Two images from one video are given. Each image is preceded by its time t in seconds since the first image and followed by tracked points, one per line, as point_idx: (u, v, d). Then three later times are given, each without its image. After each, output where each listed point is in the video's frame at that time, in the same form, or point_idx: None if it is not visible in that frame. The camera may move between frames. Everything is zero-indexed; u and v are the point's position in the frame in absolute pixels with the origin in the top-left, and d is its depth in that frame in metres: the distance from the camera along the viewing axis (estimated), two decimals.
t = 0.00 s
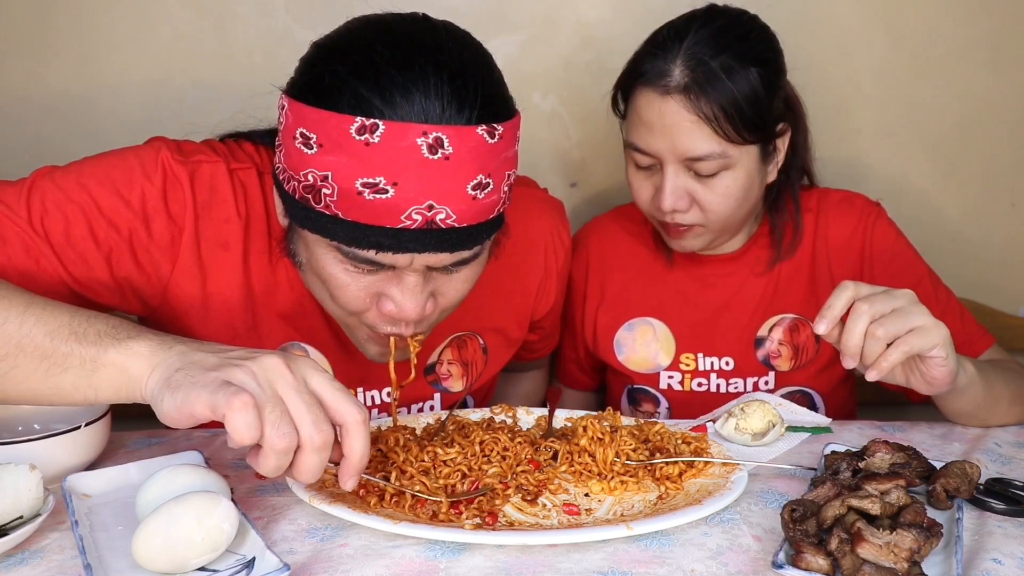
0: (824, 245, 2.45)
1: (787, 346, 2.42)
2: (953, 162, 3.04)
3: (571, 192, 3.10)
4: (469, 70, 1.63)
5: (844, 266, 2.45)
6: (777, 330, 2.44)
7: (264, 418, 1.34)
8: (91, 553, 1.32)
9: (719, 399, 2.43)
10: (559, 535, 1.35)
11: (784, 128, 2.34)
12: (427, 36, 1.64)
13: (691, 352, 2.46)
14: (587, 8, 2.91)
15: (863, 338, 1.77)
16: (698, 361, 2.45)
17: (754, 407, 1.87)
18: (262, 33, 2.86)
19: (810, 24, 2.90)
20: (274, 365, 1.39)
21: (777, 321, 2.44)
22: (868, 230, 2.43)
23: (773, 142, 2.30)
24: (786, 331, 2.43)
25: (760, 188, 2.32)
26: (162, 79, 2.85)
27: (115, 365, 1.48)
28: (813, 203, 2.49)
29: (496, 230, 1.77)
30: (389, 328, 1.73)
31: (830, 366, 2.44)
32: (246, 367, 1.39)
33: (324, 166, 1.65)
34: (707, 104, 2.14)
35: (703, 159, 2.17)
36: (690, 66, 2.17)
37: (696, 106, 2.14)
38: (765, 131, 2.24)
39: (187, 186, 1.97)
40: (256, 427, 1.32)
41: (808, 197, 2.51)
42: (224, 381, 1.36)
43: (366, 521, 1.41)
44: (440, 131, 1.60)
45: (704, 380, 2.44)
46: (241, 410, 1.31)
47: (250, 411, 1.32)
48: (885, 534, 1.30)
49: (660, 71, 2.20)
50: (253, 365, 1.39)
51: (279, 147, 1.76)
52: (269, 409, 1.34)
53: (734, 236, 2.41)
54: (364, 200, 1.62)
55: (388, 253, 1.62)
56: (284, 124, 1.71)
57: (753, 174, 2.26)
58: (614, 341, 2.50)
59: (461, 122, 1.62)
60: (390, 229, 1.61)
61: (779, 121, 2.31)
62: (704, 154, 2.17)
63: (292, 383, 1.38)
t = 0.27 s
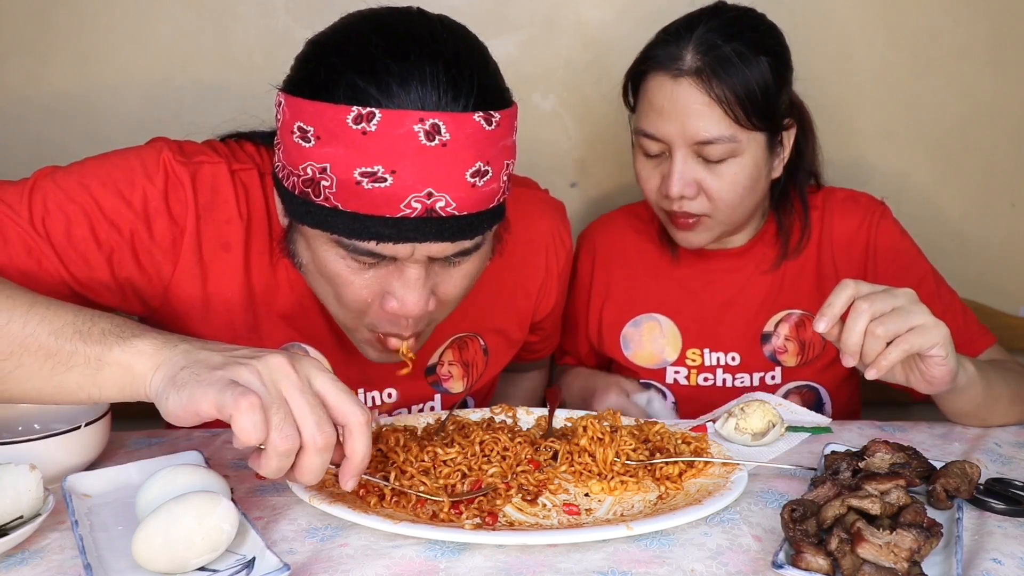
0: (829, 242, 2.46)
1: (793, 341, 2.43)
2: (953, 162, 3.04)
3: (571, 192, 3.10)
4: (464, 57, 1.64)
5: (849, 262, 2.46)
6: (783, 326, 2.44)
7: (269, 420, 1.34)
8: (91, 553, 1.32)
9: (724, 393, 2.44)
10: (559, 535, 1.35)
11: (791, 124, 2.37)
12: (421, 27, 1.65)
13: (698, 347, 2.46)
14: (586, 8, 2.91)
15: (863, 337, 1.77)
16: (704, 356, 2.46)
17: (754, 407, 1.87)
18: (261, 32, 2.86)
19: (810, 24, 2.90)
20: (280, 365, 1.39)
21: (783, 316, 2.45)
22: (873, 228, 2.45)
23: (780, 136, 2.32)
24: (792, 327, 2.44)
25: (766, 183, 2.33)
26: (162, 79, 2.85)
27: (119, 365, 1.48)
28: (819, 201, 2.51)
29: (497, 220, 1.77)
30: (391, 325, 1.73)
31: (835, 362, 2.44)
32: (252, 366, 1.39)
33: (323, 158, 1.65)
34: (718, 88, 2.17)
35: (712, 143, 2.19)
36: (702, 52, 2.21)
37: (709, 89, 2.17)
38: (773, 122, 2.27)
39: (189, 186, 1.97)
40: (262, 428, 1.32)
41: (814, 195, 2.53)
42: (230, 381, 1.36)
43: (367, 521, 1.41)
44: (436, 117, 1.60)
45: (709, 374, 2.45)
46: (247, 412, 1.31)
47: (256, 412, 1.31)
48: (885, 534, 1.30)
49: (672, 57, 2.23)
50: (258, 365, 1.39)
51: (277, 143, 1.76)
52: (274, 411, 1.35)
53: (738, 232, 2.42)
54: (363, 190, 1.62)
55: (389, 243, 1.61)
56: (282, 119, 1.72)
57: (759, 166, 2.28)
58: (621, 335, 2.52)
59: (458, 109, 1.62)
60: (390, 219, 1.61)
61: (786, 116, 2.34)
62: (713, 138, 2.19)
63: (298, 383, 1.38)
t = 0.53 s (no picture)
0: (833, 241, 2.47)
1: (799, 338, 2.41)
2: (953, 161, 3.04)
3: (571, 192, 3.10)
4: (463, 60, 1.64)
5: (852, 262, 2.46)
6: (790, 322, 2.43)
7: (269, 425, 1.34)
8: (91, 553, 1.32)
9: (730, 389, 2.43)
10: (559, 535, 1.36)
11: (795, 118, 2.38)
12: (420, 28, 1.65)
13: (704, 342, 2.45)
14: (586, 8, 2.91)
15: (861, 336, 1.77)
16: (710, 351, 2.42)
17: (754, 407, 1.87)
18: (261, 32, 2.86)
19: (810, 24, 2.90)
20: (280, 369, 1.39)
21: (789, 313, 2.44)
22: (876, 228, 2.45)
23: (785, 129, 2.33)
24: (798, 324, 2.43)
25: (772, 177, 2.33)
26: (162, 79, 2.85)
27: (120, 365, 1.48)
28: (824, 201, 2.51)
29: (496, 222, 1.77)
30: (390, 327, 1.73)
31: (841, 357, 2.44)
32: (252, 368, 1.38)
33: (321, 159, 1.64)
34: (724, 80, 2.18)
35: (719, 134, 2.20)
36: (707, 47, 2.22)
37: (714, 82, 2.18)
38: (778, 114, 2.28)
39: (190, 186, 1.97)
40: (261, 434, 1.32)
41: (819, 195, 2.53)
42: (231, 384, 1.36)
43: (367, 521, 1.41)
44: (434, 121, 1.60)
45: (716, 371, 2.43)
46: (247, 417, 1.30)
47: (256, 417, 1.31)
48: (885, 534, 1.30)
49: (677, 52, 2.25)
50: (258, 368, 1.39)
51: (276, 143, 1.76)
52: (273, 416, 1.35)
53: (746, 226, 2.41)
54: (361, 192, 1.62)
55: (386, 245, 1.61)
56: (280, 119, 1.72)
57: (766, 159, 2.28)
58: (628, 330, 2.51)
59: (456, 112, 1.62)
60: (388, 220, 1.61)
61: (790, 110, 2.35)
62: (720, 129, 2.20)
63: (297, 386, 1.39)
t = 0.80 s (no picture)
0: (836, 241, 2.47)
1: (804, 337, 2.43)
2: (953, 162, 3.04)
3: (571, 192, 3.10)
4: (467, 61, 1.64)
5: (854, 261, 2.47)
6: (795, 322, 2.44)
7: (258, 434, 1.33)
8: (91, 553, 1.32)
9: (737, 388, 2.45)
10: (559, 535, 1.36)
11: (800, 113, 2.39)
12: (427, 28, 1.64)
13: (711, 341, 2.48)
14: (586, 8, 2.91)
15: (863, 337, 1.77)
16: (717, 351, 2.47)
17: (755, 407, 1.87)
18: (261, 33, 2.86)
19: (810, 24, 2.90)
20: (272, 377, 1.39)
21: (794, 312, 2.45)
22: (879, 228, 2.46)
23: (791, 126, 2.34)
24: (803, 323, 2.44)
25: (779, 174, 2.34)
26: (162, 79, 2.85)
27: (115, 363, 1.47)
28: (827, 202, 2.52)
29: (492, 222, 1.77)
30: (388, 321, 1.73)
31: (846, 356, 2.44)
32: (245, 376, 1.38)
33: (322, 155, 1.65)
34: (734, 81, 2.18)
35: (730, 134, 2.19)
36: (715, 47, 2.22)
37: (726, 81, 2.18)
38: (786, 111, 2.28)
39: (189, 182, 1.96)
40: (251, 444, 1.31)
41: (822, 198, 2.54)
42: (223, 392, 1.35)
43: (367, 521, 1.41)
44: (436, 122, 1.60)
45: (723, 369, 2.46)
46: (236, 427, 1.29)
47: (246, 426, 1.30)
48: (885, 534, 1.30)
49: (685, 53, 2.24)
50: (250, 376, 1.38)
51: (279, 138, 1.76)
52: (263, 426, 1.34)
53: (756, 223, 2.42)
54: (360, 188, 1.63)
55: (384, 242, 1.61)
56: (284, 114, 1.72)
57: (775, 157, 2.29)
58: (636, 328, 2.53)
59: (458, 114, 1.62)
60: (385, 219, 1.61)
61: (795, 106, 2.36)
62: (731, 129, 2.19)
63: (288, 395, 1.38)
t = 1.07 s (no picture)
0: (837, 240, 2.47)
1: (805, 338, 2.43)
2: (953, 162, 3.04)
3: (571, 192, 3.10)
4: (459, 34, 1.66)
5: (855, 262, 2.47)
6: (796, 323, 2.44)
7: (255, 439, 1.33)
8: (91, 553, 1.32)
9: (737, 389, 2.44)
10: (559, 535, 1.36)
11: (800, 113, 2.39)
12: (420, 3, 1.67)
13: (712, 342, 2.48)
14: (586, 8, 2.91)
15: (861, 336, 1.77)
16: (719, 351, 2.47)
17: (755, 407, 1.87)
18: (261, 33, 2.86)
19: (810, 24, 2.90)
20: (269, 380, 1.39)
21: (795, 314, 2.45)
22: (880, 228, 2.46)
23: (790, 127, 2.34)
24: (804, 324, 2.44)
25: (778, 175, 2.34)
26: (162, 79, 2.86)
27: (116, 357, 1.47)
28: (828, 202, 2.52)
29: (487, 193, 1.76)
30: (389, 297, 1.71)
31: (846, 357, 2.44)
32: (242, 379, 1.38)
33: (318, 125, 1.64)
34: (729, 85, 2.18)
35: (726, 136, 2.20)
36: (711, 52, 2.23)
37: (720, 87, 2.19)
38: (784, 113, 2.28)
39: (190, 175, 1.97)
40: (249, 450, 1.31)
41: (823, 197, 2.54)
42: (221, 396, 1.35)
43: (367, 521, 1.41)
44: (430, 88, 1.60)
45: (725, 371, 2.45)
46: (233, 433, 1.30)
47: (243, 433, 1.30)
48: (885, 534, 1.30)
49: (681, 58, 2.25)
50: (248, 378, 1.38)
51: (275, 116, 1.76)
52: (259, 432, 1.34)
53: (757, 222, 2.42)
54: (356, 156, 1.62)
55: (381, 210, 1.60)
56: (280, 91, 1.72)
57: (772, 159, 2.29)
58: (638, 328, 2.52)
59: (451, 82, 1.63)
60: (381, 184, 1.60)
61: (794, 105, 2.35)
62: (727, 131, 2.20)
63: (285, 398, 1.38)
